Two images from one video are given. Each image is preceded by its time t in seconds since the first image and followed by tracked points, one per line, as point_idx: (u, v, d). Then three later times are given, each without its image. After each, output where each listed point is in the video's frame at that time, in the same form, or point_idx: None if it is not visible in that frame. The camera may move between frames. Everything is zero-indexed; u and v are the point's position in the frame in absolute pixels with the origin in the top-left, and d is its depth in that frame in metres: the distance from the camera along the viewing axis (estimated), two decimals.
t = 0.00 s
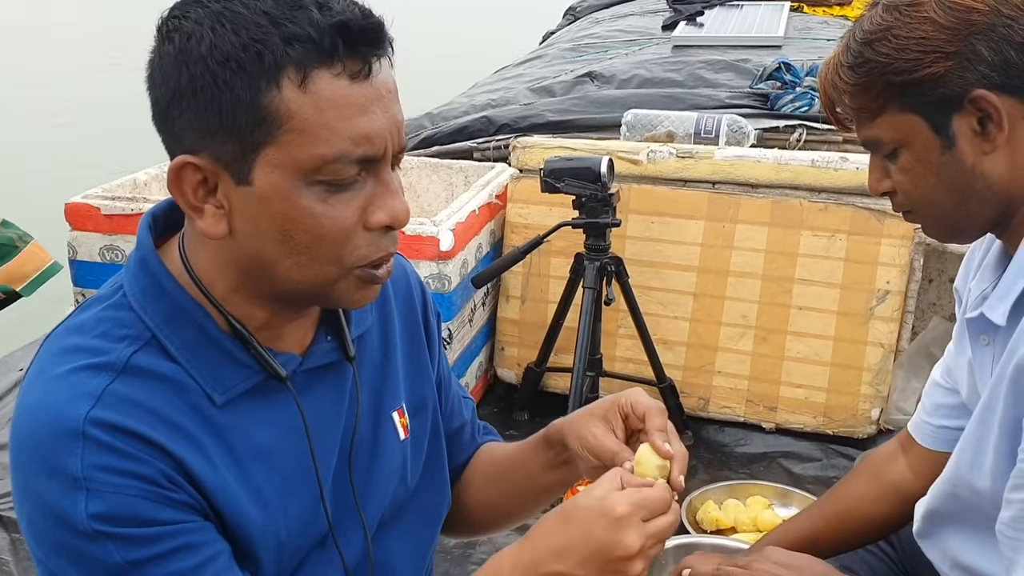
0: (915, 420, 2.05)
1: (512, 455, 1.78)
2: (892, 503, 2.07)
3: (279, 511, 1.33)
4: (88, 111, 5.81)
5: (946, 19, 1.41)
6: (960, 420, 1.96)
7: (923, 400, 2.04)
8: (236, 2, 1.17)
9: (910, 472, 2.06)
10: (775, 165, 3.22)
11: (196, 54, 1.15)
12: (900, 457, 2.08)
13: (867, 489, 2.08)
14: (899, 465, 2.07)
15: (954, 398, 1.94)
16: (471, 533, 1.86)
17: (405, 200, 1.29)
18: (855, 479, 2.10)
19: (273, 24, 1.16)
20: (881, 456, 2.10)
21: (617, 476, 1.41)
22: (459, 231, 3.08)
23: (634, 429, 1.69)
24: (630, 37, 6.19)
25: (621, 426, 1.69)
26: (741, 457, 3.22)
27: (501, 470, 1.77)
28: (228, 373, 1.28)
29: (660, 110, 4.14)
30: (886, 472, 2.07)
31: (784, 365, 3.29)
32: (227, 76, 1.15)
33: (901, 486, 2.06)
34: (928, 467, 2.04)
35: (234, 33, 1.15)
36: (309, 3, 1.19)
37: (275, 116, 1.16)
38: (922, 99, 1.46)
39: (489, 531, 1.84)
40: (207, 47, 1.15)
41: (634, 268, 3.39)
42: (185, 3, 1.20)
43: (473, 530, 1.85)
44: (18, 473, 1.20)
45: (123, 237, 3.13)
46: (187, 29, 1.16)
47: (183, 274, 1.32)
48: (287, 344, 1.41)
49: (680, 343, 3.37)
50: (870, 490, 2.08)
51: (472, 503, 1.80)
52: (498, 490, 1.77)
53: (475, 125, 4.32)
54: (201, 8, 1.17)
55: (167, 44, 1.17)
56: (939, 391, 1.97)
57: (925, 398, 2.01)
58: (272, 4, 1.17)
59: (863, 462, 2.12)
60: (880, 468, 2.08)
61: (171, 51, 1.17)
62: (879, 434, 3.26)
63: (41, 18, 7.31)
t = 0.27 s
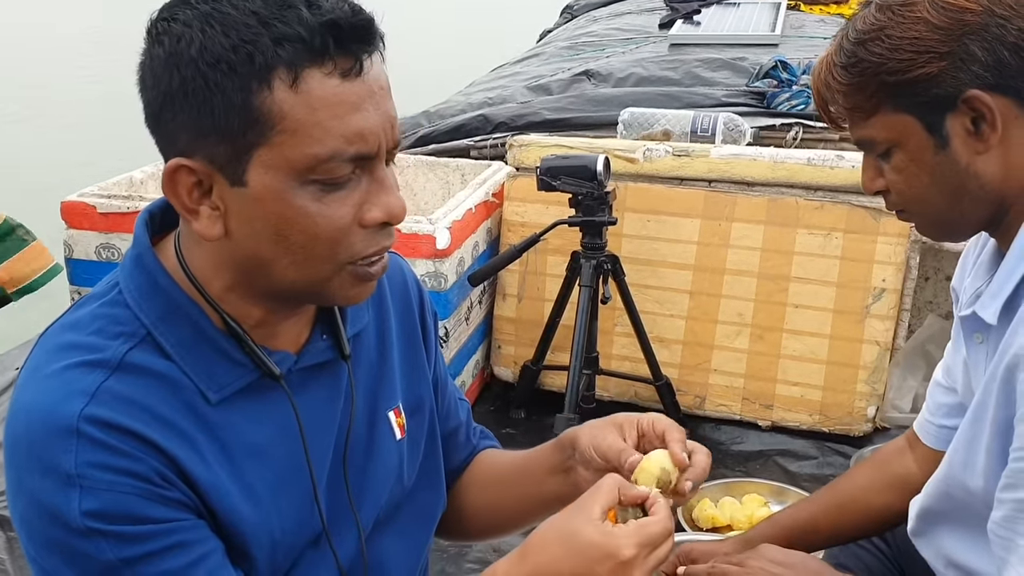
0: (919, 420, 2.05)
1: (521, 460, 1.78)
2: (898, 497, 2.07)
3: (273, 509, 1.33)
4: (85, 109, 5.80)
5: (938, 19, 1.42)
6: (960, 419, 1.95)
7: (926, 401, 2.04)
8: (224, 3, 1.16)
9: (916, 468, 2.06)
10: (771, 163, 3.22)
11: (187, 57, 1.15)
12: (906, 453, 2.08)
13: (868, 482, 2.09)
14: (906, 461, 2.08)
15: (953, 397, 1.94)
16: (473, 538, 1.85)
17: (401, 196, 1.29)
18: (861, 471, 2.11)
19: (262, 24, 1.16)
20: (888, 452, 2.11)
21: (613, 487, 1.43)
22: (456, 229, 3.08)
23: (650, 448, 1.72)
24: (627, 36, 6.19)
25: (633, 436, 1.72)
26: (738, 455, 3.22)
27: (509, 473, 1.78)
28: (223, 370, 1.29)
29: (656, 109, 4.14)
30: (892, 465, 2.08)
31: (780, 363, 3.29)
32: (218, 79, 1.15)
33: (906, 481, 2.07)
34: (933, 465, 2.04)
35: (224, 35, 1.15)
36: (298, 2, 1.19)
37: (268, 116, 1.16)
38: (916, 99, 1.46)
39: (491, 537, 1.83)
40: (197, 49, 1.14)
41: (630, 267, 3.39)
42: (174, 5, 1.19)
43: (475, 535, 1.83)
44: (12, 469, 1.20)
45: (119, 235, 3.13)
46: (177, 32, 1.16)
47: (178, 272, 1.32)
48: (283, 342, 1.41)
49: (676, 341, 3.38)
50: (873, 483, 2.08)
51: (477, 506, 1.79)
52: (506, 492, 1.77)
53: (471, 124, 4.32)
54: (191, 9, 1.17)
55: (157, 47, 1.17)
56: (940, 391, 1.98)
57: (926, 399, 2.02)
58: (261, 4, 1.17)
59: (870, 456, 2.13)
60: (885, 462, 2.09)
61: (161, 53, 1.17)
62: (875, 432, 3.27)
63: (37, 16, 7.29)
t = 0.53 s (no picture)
0: (919, 419, 2.06)
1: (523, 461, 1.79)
2: (899, 496, 2.08)
3: (278, 509, 1.34)
4: (83, 109, 5.80)
5: (938, 16, 1.42)
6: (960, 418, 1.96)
7: (926, 400, 2.05)
8: (236, 4, 1.16)
9: (916, 467, 2.07)
10: (770, 162, 3.22)
11: (198, 59, 1.15)
12: (907, 453, 2.09)
13: (869, 481, 2.09)
14: (905, 460, 2.09)
15: (953, 397, 1.95)
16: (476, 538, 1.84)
17: (407, 198, 1.30)
18: (863, 471, 2.11)
19: (273, 28, 1.16)
20: (888, 451, 2.12)
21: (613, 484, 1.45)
22: (455, 228, 3.09)
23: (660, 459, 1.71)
24: (626, 35, 6.19)
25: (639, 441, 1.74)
26: (737, 454, 3.23)
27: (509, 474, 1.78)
28: (228, 371, 1.29)
29: (655, 108, 4.15)
30: (891, 464, 2.09)
31: (779, 362, 3.30)
32: (230, 82, 1.15)
33: (906, 480, 2.07)
34: (932, 463, 2.04)
35: (236, 38, 1.15)
36: (309, 6, 1.19)
37: (279, 119, 1.16)
38: (917, 98, 1.46)
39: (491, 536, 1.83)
40: (209, 52, 1.14)
41: (630, 265, 3.40)
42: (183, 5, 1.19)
43: (476, 534, 1.83)
44: (18, 469, 1.20)
45: (119, 235, 3.13)
46: (187, 34, 1.16)
47: (183, 272, 1.32)
48: (286, 342, 1.42)
49: (675, 339, 3.38)
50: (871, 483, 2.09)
51: (478, 505, 1.79)
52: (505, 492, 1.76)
53: (471, 123, 4.33)
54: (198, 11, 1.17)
55: (168, 48, 1.17)
56: (939, 390, 1.98)
57: (927, 399, 2.02)
58: (272, 7, 1.17)
59: (871, 456, 2.14)
60: (886, 462, 2.10)
61: (170, 56, 1.16)
62: (874, 430, 3.27)
63: (35, 15, 7.28)
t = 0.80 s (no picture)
0: (913, 414, 2.07)
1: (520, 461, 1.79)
2: (892, 490, 2.09)
3: (278, 509, 1.34)
4: (82, 110, 5.80)
5: (931, 16, 1.43)
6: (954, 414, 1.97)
7: (920, 396, 2.06)
8: (240, 7, 1.17)
9: (909, 462, 2.07)
10: (767, 161, 3.23)
11: (203, 61, 1.15)
12: (900, 447, 2.10)
13: (863, 475, 2.10)
14: (899, 455, 2.09)
15: (948, 393, 1.95)
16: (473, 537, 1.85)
17: (407, 198, 1.31)
18: (856, 464, 2.12)
19: (278, 31, 1.16)
20: (881, 445, 2.12)
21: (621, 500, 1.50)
22: (454, 229, 3.09)
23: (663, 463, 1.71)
24: (624, 34, 6.20)
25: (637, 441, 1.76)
26: (735, 453, 3.23)
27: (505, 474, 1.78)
28: (227, 372, 1.29)
29: (653, 107, 4.15)
30: (884, 459, 2.10)
31: (777, 361, 3.30)
32: (234, 84, 1.15)
33: (899, 474, 2.08)
34: (926, 459, 2.05)
35: (240, 40, 1.15)
36: (313, 8, 1.20)
37: (284, 122, 1.16)
38: (910, 97, 1.47)
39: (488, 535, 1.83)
40: (213, 54, 1.15)
41: (627, 265, 3.40)
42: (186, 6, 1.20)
43: (473, 533, 1.84)
44: (19, 472, 1.20)
45: (118, 236, 3.13)
46: (190, 36, 1.16)
47: (182, 273, 1.33)
48: (284, 343, 1.42)
49: (673, 339, 3.39)
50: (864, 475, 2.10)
51: (475, 503, 1.79)
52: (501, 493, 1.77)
53: (469, 123, 4.33)
54: (201, 13, 1.18)
55: (170, 50, 1.17)
56: (933, 386, 1.99)
57: (921, 394, 2.03)
58: (276, 10, 1.18)
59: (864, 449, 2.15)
60: (879, 456, 2.10)
61: (174, 56, 1.17)
62: (873, 429, 3.28)
63: (33, 16, 7.28)
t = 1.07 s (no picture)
0: (905, 412, 2.07)
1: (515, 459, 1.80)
2: (885, 491, 2.09)
3: (275, 506, 1.34)
4: (80, 111, 5.80)
5: (924, 16, 1.42)
6: (948, 412, 1.97)
7: (912, 394, 2.07)
8: (251, 10, 1.16)
9: (900, 462, 2.08)
10: (765, 160, 3.23)
11: (224, 70, 1.14)
12: (891, 448, 2.11)
13: (856, 478, 2.10)
14: (890, 456, 2.10)
15: (942, 391, 1.96)
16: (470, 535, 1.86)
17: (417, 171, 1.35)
18: (847, 467, 2.12)
19: (295, 27, 1.17)
20: (873, 446, 2.13)
21: (611, 480, 1.42)
22: (452, 228, 3.09)
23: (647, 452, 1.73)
24: (622, 34, 6.20)
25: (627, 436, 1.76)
26: (735, 452, 3.24)
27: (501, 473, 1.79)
28: (225, 370, 1.29)
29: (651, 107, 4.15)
30: (876, 461, 2.10)
31: (776, 360, 3.30)
32: (263, 87, 1.15)
33: (890, 475, 2.09)
34: (919, 459, 2.06)
35: (263, 43, 1.15)
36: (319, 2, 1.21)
37: (314, 117, 1.19)
38: (900, 95, 1.47)
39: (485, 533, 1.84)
40: (239, 60, 1.14)
41: (626, 265, 3.41)
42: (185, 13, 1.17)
43: (469, 532, 1.84)
44: (16, 470, 1.20)
45: (116, 236, 3.13)
46: (205, 46, 1.14)
47: (182, 273, 1.32)
48: (283, 342, 1.43)
49: (672, 338, 3.39)
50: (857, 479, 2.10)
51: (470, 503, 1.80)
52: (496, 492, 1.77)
53: (467, 123, 4.33)
54: (206, 20, 1.15)
55: (186, 64, 1.14)
56: (926, 384, 2.00)
57: (913, 392, 2.04)
58: (284, 8, 1.18)
59: (856, 450, 2.15)
60: (870, 458, 2.11)
61: (187, 67, 1.14)
62: (872, 427, 3.28)
63: (32, 17, 7.28)
